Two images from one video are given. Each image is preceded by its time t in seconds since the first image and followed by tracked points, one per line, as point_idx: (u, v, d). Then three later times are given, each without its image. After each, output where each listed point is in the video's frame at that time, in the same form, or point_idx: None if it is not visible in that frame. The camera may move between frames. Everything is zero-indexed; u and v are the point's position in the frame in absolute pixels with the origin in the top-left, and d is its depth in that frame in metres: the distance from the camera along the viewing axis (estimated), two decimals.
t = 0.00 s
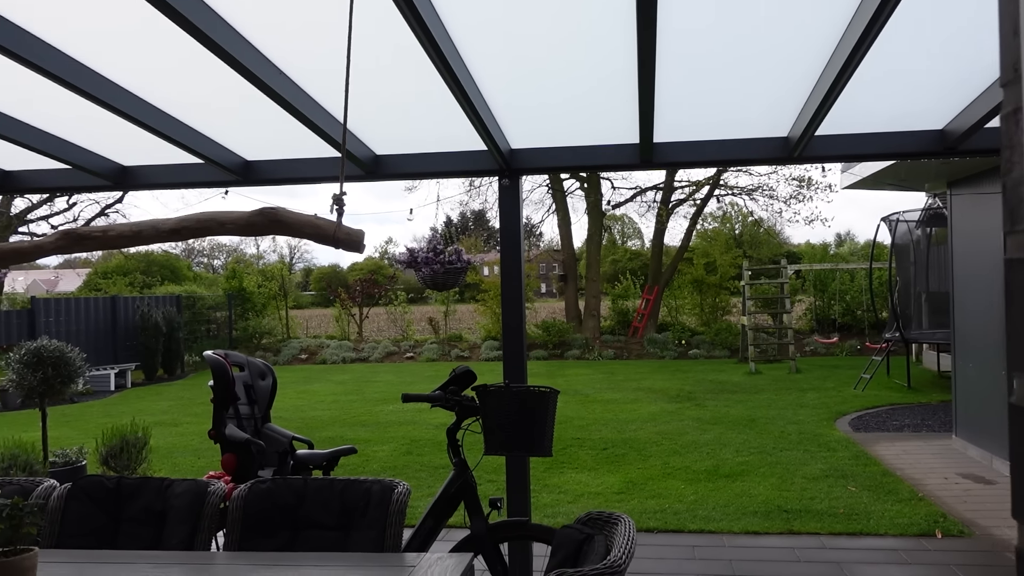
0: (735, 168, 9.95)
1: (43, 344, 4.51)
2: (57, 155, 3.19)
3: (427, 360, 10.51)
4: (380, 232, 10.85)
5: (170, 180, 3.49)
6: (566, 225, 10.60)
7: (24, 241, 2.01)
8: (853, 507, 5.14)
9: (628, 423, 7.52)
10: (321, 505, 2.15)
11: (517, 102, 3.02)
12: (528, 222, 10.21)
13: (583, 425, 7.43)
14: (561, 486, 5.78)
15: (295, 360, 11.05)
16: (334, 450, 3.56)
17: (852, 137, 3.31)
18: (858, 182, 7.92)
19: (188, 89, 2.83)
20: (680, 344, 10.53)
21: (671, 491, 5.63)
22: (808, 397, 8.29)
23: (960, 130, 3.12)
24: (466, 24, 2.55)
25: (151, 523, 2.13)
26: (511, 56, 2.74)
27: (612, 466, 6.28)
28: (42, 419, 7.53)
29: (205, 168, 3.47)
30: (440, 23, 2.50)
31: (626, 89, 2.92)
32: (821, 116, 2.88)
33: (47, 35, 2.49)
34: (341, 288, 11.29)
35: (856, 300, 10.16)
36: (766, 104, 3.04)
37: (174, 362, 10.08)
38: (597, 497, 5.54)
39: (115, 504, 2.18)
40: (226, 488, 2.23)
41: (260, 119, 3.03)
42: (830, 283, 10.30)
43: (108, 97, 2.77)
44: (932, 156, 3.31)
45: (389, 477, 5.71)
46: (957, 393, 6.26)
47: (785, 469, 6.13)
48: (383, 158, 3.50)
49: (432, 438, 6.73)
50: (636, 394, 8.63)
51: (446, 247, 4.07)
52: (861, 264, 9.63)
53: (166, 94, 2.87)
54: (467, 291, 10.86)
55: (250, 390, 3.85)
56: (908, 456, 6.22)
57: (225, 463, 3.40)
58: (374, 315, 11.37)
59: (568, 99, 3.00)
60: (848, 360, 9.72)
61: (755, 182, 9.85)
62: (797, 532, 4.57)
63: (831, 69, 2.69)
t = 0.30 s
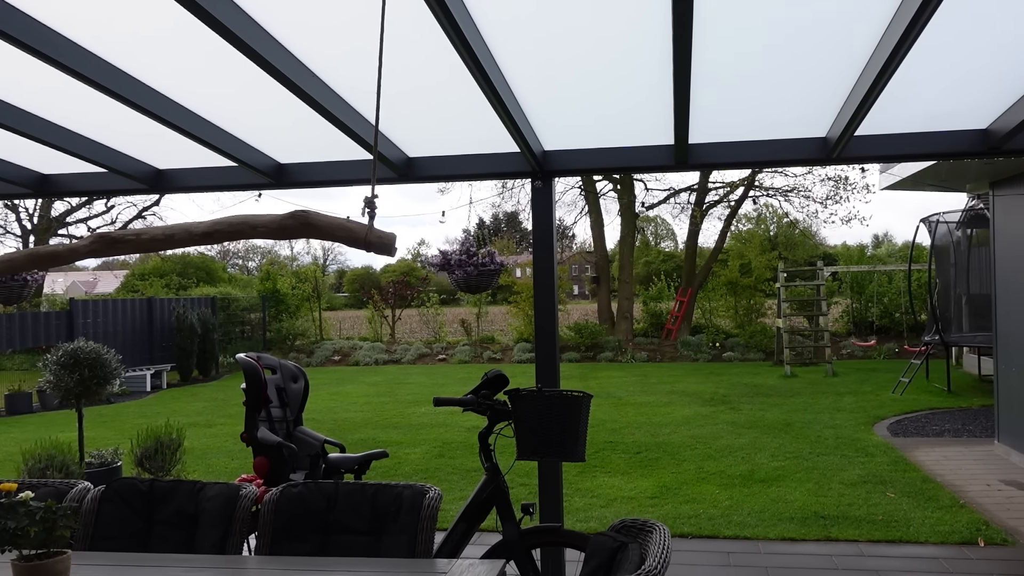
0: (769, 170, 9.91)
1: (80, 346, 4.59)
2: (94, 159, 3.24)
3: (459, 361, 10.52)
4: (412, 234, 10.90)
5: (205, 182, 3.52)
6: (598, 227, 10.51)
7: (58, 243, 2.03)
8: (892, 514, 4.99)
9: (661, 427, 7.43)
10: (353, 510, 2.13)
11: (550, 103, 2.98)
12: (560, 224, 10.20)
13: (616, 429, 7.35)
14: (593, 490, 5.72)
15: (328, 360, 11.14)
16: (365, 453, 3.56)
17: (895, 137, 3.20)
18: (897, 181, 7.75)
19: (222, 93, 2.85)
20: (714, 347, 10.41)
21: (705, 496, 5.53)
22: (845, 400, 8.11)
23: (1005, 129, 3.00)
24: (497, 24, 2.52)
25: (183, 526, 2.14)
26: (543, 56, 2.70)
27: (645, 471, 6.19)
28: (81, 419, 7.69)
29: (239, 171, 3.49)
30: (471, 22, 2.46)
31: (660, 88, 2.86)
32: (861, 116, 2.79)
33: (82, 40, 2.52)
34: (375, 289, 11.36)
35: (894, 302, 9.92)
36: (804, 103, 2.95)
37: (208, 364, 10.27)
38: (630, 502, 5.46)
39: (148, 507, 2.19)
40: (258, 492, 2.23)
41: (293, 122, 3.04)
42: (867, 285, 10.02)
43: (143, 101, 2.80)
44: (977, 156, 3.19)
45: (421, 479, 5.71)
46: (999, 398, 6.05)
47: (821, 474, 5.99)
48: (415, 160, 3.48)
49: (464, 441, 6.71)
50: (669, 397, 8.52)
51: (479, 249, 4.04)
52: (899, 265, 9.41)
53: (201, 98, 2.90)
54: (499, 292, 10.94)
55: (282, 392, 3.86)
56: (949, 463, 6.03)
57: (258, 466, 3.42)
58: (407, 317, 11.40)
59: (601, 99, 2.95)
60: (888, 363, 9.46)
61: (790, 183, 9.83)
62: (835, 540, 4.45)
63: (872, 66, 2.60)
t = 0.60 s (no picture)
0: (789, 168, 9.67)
1: (98, 347, 4.61)
2: (110, 160, 3.25)
3: (476, 362, 10.50)
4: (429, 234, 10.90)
5: (221, 183, 3.52)
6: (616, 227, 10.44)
7: (71, 243, 2.02)
8: (914, 517, 4.90)
9: (680, 428, 7.36)
10: (368, 512, 2.12)
11: (566, 100, 2.95)
12: (577, 225, 10.05)
13: (633, 430, 7.29)
14: (611, 492, 5.67)
15: (345, 363, 11.21)
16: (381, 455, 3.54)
17: (918, 134, 3.13)
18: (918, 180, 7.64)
19: (238, 93, 2.85)
20: (732, 348, 10.31)
21: (725, 498, 5.47)
22: (866, 402, 7.99)
23: None
24: (513, 20, 2.49)
25: (199, 528, 2.13)
26: (559, 53, 2.66)
27: (663, 472, 6.14)
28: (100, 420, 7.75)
29: (255, 172, 3.49)
30: (486, 17, 2.42)
31: (678, 84, 2.82)
32: (884, 112, 2.73)
33: (96, 39, 2.52)
34: (392, 290, 11.37)
35: (915, 302, 9.79)
36: (826, 99, 2.89)
37: (227, 365, 10.22)
38: (648, 504, 5.41)
39: (164, 509, 2.18)
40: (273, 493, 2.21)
41: (308, 122, 3.03)
42: (887, 286, 9.89)
43: (157, 101, 2.79)
44: (1002, 152, 3.12)
45: (437, 481, 5.69)
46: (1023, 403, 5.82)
47: (842, 476, 5.90)
48: (430, 160, 3.46)
49: (481, 442, 6.69)
50: (687, 398, 8.45)
51: (496, 249, 4.01)
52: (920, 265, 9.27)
53: (217, 99, 2.90)
54: (517, 293, 10.98)
55: (297, 394, 3.85)
56: (973, 464, 5.91)
57: (273, 467, 3.41)
58: (424, 318, 11.42)
59: (618, 96, 2.90)
60: (907, 364, 9.29)
61: (809, 182, 9.59)
62: (856, 542, 4.38)
63: (896, 59, 2.53)
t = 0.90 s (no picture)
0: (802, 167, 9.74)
1: (110, 351, 4.63)
2: (120, 163, 3.25)
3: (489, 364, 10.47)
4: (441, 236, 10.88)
5: (230, 184, 3.52)
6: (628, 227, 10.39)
7: (78, 246, 2.02)
8: (933, 517, 4.82)
9: (695, 428, 7.30)
10: (379, 515, 2.10)
11: (576, 97, 2.91)
12: (589, 225, 10.11)
13: (648, 430, 7.24)
14: (625, 493, 5.62)
15: (359, 365, 11.28)
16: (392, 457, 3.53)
17: (936, 127, 3.07)
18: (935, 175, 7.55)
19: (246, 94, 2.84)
20: (746, 347, 10.20)
21: (740, 499, 5.41)
22: (882, 400, 7.90)
23: None
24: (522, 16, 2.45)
25: (209, 532, 2.13)
26: (569, 49, 2.63)
27: (678, 473, 6.08)
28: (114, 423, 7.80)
29: (265, 173, 3.49)
30: (496, 14, 2.39)
31: (689, 80, 2.78)
32: (901, 105, 2.67)
33: (103, 41, 2.51)
34: (405, 292, 11.30)
35: (931, 300, 9.46)
36: (841, 93, 2.84)
37: (241, 368, 10.36)
38: (663, 505, 5.36)
39: (174, 513, 2.18)
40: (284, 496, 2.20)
41: (317, 122, 3.01)
42: (902, 283, 9.63)
43: (165, 102, 2.78)
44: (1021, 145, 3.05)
45: (451, 482, 5.66)
46: None
47: (859, 476, 5.83)
48: (441, 160, 3.43)
49: (494, 443, 6.66)
50: (702, 398, 8.38)
51: (507, 248, 3.98)
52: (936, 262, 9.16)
53: (225, 100, 2.89)
54: (529, 294, 10.82)
55: (308, 396, 3.84)
56: (992, 463, 5.81)
57: (284, 470, 3.40)
58: (437, 319, 11.32)
59: (627, 92, 2.86)
60: (924, 362, 9.18)
61: (822, 180, 9.59)
62: (875, 543, 4.31)
63: (911, 53, 2.48)
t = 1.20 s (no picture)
0: (807, 161, 9.63)
1: (115, 352, 4.63)
2: (121, 163, 3.24)
3: (496, 362, 10.47)
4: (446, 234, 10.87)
5: (232, 184, 3.51)
6: (633, 223, 10.38)
7: (76, 246, 2.01)
8: (943, 512, 4.78)
9: (702, 425, 7.27)
10: (383, 514, 2.08)
11: (579, 92, 2.88)
12: (594, 222, 10.16)
13: (654, 427, 7.22)
14: (633, 490, 5.60)
15: (365, 364, 11.24)
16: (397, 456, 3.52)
17: (942, 119, 3.04)
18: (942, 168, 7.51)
19: (247, 92, 2.83)
20: (753, 343, 10.16)
21: (748, 495, 5.38)
22: (890, 395, 7.86)
23: None
24: (523, 11, 2.42)
25: (212, 533, 2.12)
26: (571, 43, 2.60)
27: (686, 470, 6.06)
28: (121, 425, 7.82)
29: (267, 172, 3.47)
30: (497, 8, 2.36)
31: (693, 73, 2.75)
32: (907, 97, 2.64)
33: (101, 39, 2.49)
34: (411, 292, 11.32)
35: (938, 294, 9.53)
36: (846, 84, 2.80)
37: (247, 368, 10.39)
38: (670, 502, 5.33)
39: (176, 514, 2.17)
40: (287, 496, 2.19)
41: (317, 119, 2.99)
42: (909, 277, 9.68)
43: (165, 101, 2.77)
44: None
45: (457, 481, 5.65)
46: None
47: (868, 471, 5.80)
48: (443, 157, 3.41)
49: (500, 441, 6.65)
50: (709, 394, 8.35)
51: (511, 245, 3.96)
52: (943, 255, 9.10)
53: (224, 98, 2.87)
54: (535, 292, 10.68)
55: (312, 396, 3.83)
56: (1002, 457, 5.77)
57: (288, 470, 3.38)
58: (443, 318, 11.32)
59: (631, 86, 2.84)
60: (932, 355, 9.14)
61: (827, 175, 9.59)
62: (884, 539, 4.28)
63: (918, 44, 2.45)
